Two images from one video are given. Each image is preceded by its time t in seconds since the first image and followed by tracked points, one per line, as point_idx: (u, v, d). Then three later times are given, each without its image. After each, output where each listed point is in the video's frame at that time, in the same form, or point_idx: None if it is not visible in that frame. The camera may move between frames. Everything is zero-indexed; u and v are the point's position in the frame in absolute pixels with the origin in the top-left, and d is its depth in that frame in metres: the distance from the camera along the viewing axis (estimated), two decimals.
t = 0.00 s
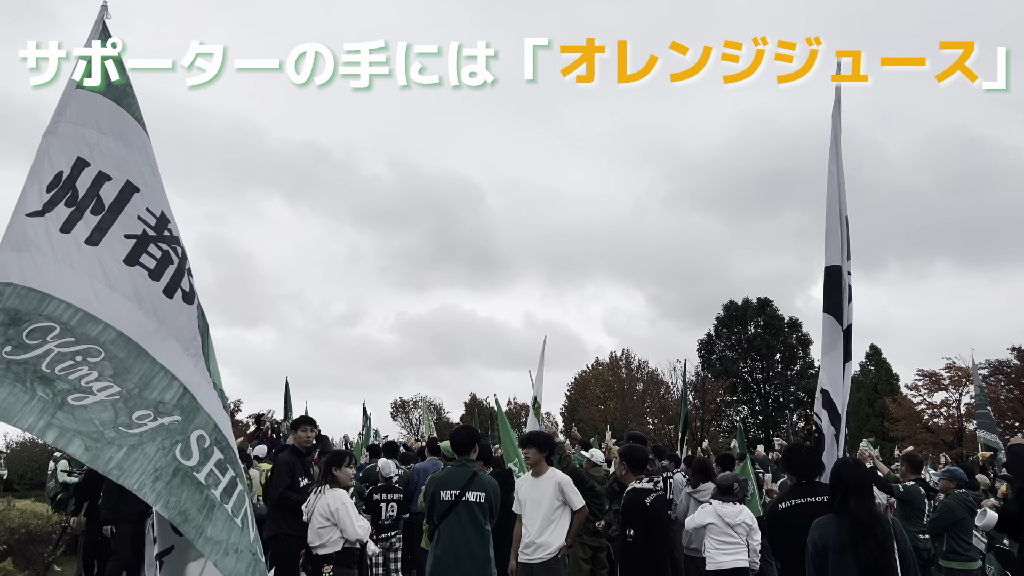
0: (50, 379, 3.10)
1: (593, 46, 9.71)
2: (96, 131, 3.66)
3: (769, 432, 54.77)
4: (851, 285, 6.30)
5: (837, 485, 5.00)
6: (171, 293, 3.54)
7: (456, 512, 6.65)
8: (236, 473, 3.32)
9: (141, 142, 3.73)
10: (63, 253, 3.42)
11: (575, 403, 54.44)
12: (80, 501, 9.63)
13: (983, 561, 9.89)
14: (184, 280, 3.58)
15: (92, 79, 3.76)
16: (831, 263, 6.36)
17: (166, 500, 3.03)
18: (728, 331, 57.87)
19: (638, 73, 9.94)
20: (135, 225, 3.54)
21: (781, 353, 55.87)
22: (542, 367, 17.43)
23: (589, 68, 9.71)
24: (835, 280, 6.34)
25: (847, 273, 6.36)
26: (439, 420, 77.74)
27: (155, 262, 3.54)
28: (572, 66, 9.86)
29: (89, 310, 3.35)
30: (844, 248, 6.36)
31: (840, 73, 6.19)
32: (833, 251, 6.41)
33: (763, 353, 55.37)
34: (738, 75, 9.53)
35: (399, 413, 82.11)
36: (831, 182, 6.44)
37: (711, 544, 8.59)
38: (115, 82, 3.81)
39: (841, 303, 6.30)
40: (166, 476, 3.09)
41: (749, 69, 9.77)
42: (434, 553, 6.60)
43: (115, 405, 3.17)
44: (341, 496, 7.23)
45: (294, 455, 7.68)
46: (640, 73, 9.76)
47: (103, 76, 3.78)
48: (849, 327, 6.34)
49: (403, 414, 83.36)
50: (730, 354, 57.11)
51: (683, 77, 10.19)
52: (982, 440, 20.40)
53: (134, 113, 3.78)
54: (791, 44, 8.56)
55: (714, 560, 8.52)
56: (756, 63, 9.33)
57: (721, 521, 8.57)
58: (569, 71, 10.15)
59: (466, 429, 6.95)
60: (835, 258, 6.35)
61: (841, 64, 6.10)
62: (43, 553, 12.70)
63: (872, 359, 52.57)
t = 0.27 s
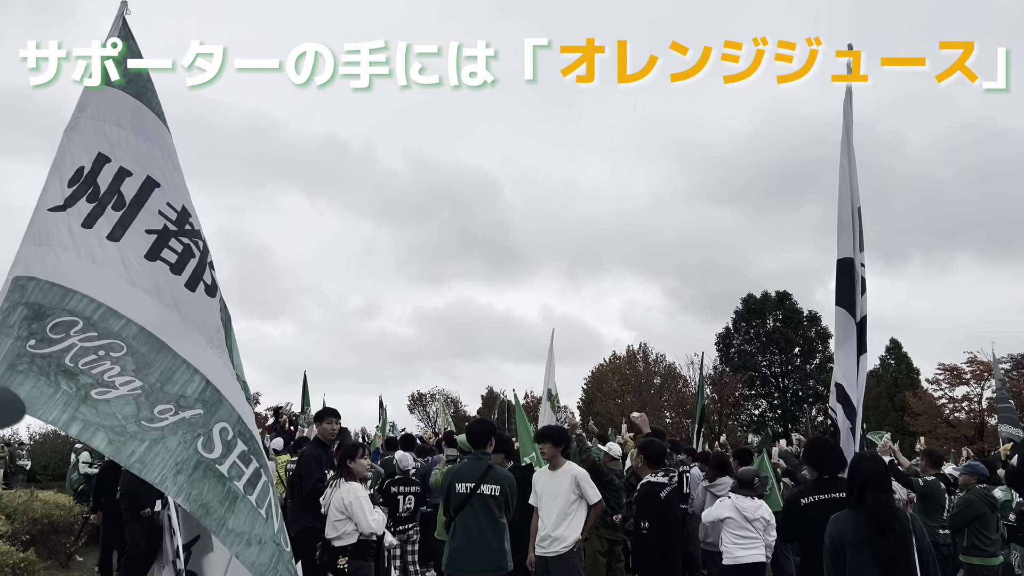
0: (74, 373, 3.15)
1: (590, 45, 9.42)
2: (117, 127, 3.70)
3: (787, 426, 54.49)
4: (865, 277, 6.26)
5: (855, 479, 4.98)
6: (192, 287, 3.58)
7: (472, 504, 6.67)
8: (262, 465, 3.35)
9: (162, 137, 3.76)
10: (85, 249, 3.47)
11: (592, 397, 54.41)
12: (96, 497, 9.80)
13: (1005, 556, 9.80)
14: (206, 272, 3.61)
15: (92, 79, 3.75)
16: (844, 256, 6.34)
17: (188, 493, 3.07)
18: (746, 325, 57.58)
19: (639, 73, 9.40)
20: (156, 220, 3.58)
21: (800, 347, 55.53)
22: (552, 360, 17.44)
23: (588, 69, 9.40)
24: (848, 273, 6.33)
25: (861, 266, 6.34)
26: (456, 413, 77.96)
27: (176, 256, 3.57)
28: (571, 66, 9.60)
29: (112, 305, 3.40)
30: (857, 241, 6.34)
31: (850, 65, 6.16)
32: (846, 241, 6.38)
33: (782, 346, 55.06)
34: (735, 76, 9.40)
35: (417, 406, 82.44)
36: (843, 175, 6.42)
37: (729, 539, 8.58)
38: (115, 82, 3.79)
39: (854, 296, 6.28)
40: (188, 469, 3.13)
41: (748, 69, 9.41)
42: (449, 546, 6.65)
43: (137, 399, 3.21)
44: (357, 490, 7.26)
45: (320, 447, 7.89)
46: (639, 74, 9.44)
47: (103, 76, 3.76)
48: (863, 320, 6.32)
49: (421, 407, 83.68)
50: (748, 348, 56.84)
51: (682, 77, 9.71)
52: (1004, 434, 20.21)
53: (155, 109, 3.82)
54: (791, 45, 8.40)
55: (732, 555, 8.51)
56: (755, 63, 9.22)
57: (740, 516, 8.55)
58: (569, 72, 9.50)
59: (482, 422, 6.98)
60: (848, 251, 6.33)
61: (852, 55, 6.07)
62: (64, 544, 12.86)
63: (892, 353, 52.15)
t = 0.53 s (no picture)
0: (88, 367, 3.19)
1: (591, 45, 9.21)
2: (130, 119, 3.72)
3: (798, 417, 54.40)
4: (876, 268, 6.26)
5: (865, 473, 4.99)
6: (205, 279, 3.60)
7: (480, 495, 6.70)
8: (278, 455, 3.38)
9: (175, 129, 3.78)
10: (98, 242, 3.50)
11: (602, 388, 54.44)
12: (105, 484, 10.01)
13: (1016, 549, 9.78)
14: (220, 264, 3.63)
15: (92, 80, 3.72)
16: (856, 246, 6.32)
17: (202, 485, 3.10)
18: (757, 316, 57.42)
19: (639, 74, 9.19)
20: (169, 212, 3.60)
21: (811, 339, 55.35)
22: (547, 350, 17.46)
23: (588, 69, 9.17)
24: (861, 263, 6.31)
25: (874, 256, 6.32)
26: (466, 404, 78.21)
27: (190, 249, 3.60)
28: (572, 66, 9.39)
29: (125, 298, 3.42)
30: (870, 231, 6.32)
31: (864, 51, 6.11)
32: (858, 232, 6.37)
33: (793, 338, 54.91)
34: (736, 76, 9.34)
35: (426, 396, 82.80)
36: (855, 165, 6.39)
37: (740, 531, 8.58)
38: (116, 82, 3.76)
39: (867, 286, 6.26)
40: (202, 461, 3.17)
41: (749, 70, 9.29)
42: (458, 536, 6.67)
43: (151, 392, 3.24)
44: (366, 483, 7.28)
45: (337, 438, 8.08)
46: (639, 74, 9.26)
47: (103, 77, 3.73)
48: (875, 311, 6.29)
49: (431, 397, 83.96)
50: (759, 339, 56.70)
51: (682, 76, 9.60)
52: (1015, 425, 20.14)
53: (170, 102, 3.83)
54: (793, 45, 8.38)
55: (743, 547, 8.51)
56: (755, 63, 9.17)
57: (751, 508, 8.55)
58: (569, 72, 9.28)
59: (492, 414, 6.99)
60: (860, 241, 6.32)
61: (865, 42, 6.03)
62: (77, 532, 13.00)
63: (904, 344, 51.93)
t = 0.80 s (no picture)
0: (94, 355, 3.19)
1: (592, 43, 9.49)
2: (132, 105, 3.72)
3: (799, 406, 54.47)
4: (883, 256, 6.24)
5: (866, 463, 5.00)
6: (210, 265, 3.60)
7: (482, 483, 6.72)
8: (286, 440, 3.36)
9: (178, 115, 3.77)
10: (102, 229, 3.50)
11: (604, 376, 54.50)
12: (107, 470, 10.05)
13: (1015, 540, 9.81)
14: (225, 250, 3.62)
15: (91, 79, 3.71)
16: (864, 234, 6.31)
17: (210, 470, 3.08)
18: (759, 305, 57.41)
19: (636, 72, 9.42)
20: (172, 198, 3.60)
21: (813, 328, 55.36)
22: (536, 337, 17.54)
23: (590, 69, 9.49)
24: (868, 252, 6.30)
25: (881, 244, 6.31)
26: (467, 391, 78.37)
27: (194, 235, 3.60)
28: (572, 65, 9.76)
29: (130, 286, 3.43)
30: (878, 219, 6.30)
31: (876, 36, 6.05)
32: (864, 220, 6.34)
33: (795, 327, 54.92)
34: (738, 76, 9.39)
35: (428, 383, 83.02)
36: (863, 152, 6.36)
37: (741, 520, 8.60)
38: (115, 81, 3.73)
39: (873, 275, 6.26)
40: (208, 448, 3.15)
41: (749, 70, 9.39)
42: (459, 524, 6.68)
43: (157, 379, 3.25)
44: (372, 471, 7.31)
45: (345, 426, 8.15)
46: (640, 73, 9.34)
47: (103, 76, 3.71)
48: (881, 300, 6.28)
49: (433, 385, 84.15)
50: (761, 328, 56.70)
51: (681, 77, 9.66)
52: (1016, 415, 20.15)
53: (173, 89, 3.81)
54: (789, 46, 8.38)
55: (744, 536, 8.54)
56: (755, 62, 9.16)
57: (754, 497, 8.57)
58: (569, 71, 9.66)
59: (494, 402, 7.00)
60: (868, 229, 6.30)
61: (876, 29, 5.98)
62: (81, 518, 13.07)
63: (906, 334, 51.95)
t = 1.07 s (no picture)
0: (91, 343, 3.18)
1: (590, 44, 9.35)
2: (125, 91, 3.71)
3: (792, 395, 54.68)
4: (881, 246, 6.27)
5: (859, 452, 5.03)
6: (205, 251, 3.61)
7: (475, 470, 6.75)
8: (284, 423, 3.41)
9: (172, 99, 3.76)
10: (97, 215, 3.49)
11: (598, 364, 54.59)
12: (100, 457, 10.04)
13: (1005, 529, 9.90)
14: (221, 235, 3.64)
15: (91, 80, 3.64)
16: (862, 223, 6.32)
17: (211, 456, 3.11)
18: (753, 295, 57.53)
19: (639, 73, 9.42)
20: (167, 183, 3.60)
21: (807, 318, 55.52)
22: (525, 327, 17.56)
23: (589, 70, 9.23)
24: (865, 241, 6.32)
25: (878, 234, 6.32)
26: (461, 379, 78.46)
27: (189, 220, 3.60)
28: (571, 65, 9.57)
29: (125, 274, 3.42)
30: (876, 208, 6.31)
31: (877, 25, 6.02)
32: (863, 209, 6.36)
33: (789, 317, 55.08)
34: (734, 77, 9.32)
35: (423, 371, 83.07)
36: (863, 141, 6.36)
37: (734, 506, 8.61)
38: (115, 81, 3.70)
39: (870, 264, 6.27)
40: (208, 433, 3.17)
41: (749, 71, 9.34)
42: (451, 512, 6.67)
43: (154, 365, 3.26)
44: (370, 457, 7.34)
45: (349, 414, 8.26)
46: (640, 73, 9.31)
47: (103, 76, 3.66)
48: (878, 290, 6.30)
49: (427, 372, 84.21)
50: (755, 318, 56.83)
51: (682, 78, 9.65)
52: (1007, 406, 20.24)
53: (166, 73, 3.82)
54: (790, 47, 8.35)
55: (735, 523, 8.55)
56: (756, 63, 9.10)
57: (747, 484, 8.67)
58: (569, 72, 9.65)
59: (489, 390, 7.02)
60: (866, 218, 6.31)
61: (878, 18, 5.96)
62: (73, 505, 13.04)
63: (899, 324, 52.16)
